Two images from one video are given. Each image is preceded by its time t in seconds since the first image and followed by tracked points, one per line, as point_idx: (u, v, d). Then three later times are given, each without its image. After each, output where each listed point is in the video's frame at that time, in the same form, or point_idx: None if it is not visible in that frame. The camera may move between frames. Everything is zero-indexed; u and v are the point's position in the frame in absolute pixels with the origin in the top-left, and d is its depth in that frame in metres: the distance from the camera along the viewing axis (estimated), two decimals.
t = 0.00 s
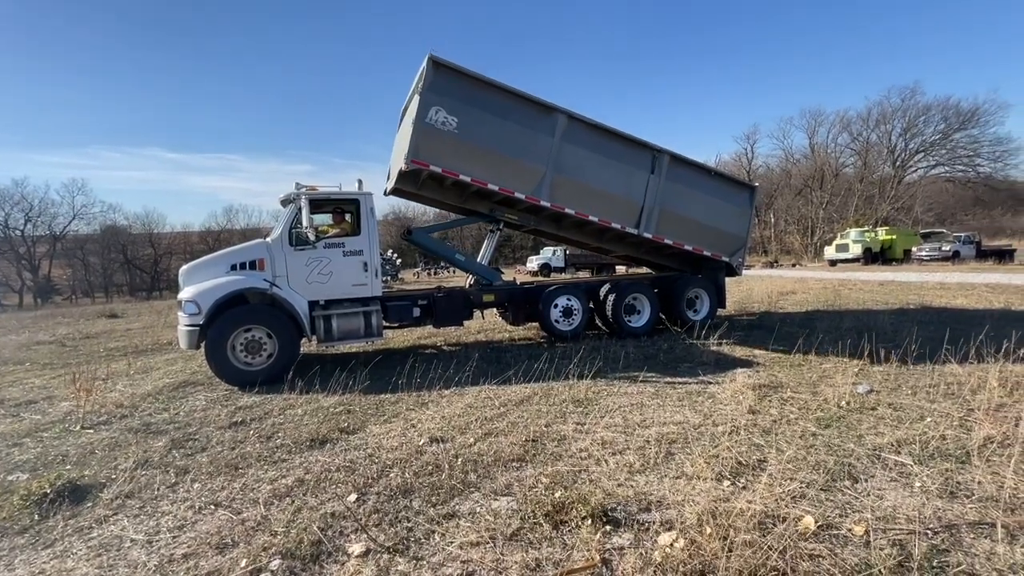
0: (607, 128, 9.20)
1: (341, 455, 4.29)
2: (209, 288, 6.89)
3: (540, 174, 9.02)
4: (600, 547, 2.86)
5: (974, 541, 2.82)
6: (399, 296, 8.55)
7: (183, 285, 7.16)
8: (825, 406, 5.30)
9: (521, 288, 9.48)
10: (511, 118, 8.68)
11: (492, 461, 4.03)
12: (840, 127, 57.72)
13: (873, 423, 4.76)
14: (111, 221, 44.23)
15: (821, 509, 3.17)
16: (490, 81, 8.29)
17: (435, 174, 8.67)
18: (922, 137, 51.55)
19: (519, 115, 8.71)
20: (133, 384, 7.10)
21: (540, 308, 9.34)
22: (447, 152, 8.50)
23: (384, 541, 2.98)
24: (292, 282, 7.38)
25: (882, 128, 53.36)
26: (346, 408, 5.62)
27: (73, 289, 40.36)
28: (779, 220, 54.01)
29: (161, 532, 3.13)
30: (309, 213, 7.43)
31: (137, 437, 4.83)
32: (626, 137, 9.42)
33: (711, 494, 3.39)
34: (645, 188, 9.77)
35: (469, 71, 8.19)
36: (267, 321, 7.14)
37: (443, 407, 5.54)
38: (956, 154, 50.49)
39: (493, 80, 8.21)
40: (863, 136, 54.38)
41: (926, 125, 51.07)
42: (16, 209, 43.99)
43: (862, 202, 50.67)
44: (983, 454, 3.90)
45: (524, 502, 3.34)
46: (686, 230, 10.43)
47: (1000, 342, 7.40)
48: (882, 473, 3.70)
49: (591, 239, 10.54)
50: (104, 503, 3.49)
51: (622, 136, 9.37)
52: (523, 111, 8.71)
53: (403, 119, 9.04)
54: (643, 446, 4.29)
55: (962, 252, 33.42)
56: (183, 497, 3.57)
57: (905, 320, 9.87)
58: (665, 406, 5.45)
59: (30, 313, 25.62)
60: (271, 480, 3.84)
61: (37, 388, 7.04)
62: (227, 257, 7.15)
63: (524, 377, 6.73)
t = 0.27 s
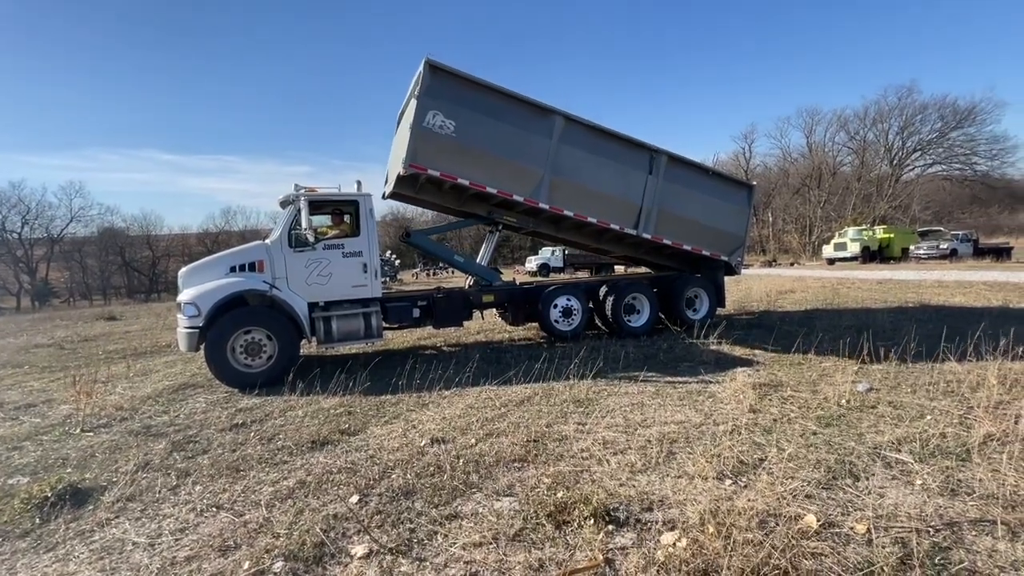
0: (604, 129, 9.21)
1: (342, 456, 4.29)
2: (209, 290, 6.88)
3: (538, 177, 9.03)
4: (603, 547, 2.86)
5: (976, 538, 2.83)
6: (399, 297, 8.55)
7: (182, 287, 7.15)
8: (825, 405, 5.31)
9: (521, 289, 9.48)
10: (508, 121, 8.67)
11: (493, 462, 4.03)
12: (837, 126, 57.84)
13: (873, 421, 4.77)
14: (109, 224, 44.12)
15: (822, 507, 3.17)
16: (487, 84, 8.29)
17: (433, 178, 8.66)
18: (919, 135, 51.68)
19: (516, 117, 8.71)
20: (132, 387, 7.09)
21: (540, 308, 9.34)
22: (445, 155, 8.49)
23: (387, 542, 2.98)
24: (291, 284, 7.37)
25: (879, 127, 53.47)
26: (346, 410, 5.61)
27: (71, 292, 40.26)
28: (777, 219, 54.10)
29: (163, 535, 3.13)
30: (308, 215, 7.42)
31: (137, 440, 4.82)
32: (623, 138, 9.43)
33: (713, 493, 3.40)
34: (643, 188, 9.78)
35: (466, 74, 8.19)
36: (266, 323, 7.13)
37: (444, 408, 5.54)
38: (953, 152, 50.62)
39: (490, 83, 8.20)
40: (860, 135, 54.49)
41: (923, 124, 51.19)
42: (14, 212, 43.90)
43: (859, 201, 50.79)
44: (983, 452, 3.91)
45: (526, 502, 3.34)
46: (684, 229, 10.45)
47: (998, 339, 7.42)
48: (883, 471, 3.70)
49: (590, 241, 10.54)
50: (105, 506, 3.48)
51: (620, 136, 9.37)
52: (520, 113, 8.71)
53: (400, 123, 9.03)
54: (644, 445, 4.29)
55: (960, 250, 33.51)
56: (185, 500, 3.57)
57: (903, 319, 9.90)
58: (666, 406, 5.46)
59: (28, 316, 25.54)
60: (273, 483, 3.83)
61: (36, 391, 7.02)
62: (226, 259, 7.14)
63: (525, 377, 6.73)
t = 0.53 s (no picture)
0: (603, 129, 9.20)
1: (345, 457, 4.28)
2: (209, 291, 6.87)
3: (538, 178, 9.02)
4: (609, 547, 2.85)
5: (983, 535, 2.82)
6: (400, 298, 8.54)
7: (183, 289, 7.14)
8: (828, 403, 5.30)
9: (522, 288, 9.47)
10: (507, 122, 8.67)
11: (498, 461, 4.02)
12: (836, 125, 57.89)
13: (877, 419, 4.76)
14: (108, 226, 44.08)
15: (828, 505, 3.17)
16: (486, 86, 8.28)
17: (433, 181, 8.66)
18: (917, 134, 51.72)
19: (515, 119, 8.70)
20: (134, 389, 7.07)
21: (541, 308, 9.34)
22: (445, 158, 8.49)
23: (392, 542, 2.97)
24: (292, 284, 7.36)
25: (878, 125, 53.51)
26: (349, 411, 5.60)
27: (71, 294, 40.23)
28: (776, 218, 54.14)
29: (167, 537, 3.12)
30: (308, 215, 7.41)
31: (139, 442, 4.81)
32: (623, 138, 9.42)
33: (718, 492, 3.39)
34: (643, 189, 9.77)
35: (464, 77, 8.18)
36: (267, 324, 7.12)
37: (446, 408, 5.54)
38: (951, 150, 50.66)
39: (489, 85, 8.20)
40: (859, 134, 54.53)
41: (921, 122, 51.24)
42: (12, 214, 43.91)
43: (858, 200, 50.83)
44: (988, 449, 3.91)
45: (531, 502, 3.33)
46: (685, 229, 10.45)
47: (999, 337, 7.42)
48: (888, 468, 3.69)
49: (590, 241, 10.53)
50: (108, 507, 3.47)
51: (619, 136, 9.37)
52: (519, 115, 8.71)
53: (399, 126, 9.02)
54: (648, 445, 4.28)
55: (959, 248, 33.53)
56: (188, 501, 3.56)
57: (904, 316, 9.90)
58: (669, 405, 5.45)
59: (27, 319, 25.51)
60: (276, 484, 3.82)
61: (36, 393, 7.01)
62: (227, 261, 7.13)
63: (527, 377, 6.73)
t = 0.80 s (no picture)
0: (602, 131, 9.20)
1: (348, 458, 4.27)
2: (210, 293, 6.85)
3: (537, 180, 9.02)
4: (614, 547, 2.84)
5: (988, 533, 2.81)
6: (401, 299, 8.53)
7: (183, 291, 7.13)
8: (830, 402, 5.29)
9: (522, 289, 9.46)
10: (506, 125, 8.66)
11: (501, 462, 4.01)
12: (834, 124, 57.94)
13: (879, 418, 4.75)
14: (106, 228, 44.05)
15: (833, 504, 3.15)
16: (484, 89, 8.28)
17: (433, 185, 8.65)
18: (916, 133, 51.77)
19: (514, 121, 8.69)
20: (134, 391, 7.06)
21: (542, 308, 9.33)
22: (444, 162, 8.48)
23: (395, 544, 2.95)
24: (292, 286, 7.35)
25: (876, 124, 53.56)
26: (350, 412, 5.59)
27: (70, 297, 40.20)
28: (775, 217, 54.18)
29: (169, 540, 3.10)
30: (308, 216, 7.40)
31: (140, 444, 4.79)
32: (621, 139, 9.42)
33: (721, 492, 3.37)
34: (643, 189, 9.77)
35: (462, 80, 8.17)
36: (268, 326, 7.10)
37: (448, 409, 5.52)
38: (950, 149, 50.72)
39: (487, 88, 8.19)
40: (857, 133, 54.58)
41: (920, 121, 51.29)
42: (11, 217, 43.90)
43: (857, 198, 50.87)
44: (992, 447, 3.90)
45: (534, 503, 3.32)
46: (685, 229, 10.45)
47: (1001, 335, 7.42)
48: (892, 467, 3.68)
49: (591, 243, 10.52)
50: (110, 511, 3.45)
51: (618, 137, 9.36)
52: (517, 118, 8.70)
53: (398, 130, 9.01)
54: (651, 444, 4.27)
55: (959, 247, 33.55)
56: (190, 504, 3.54)
57: (905, 315, 9.91)
58: (671, 405, 5.44)
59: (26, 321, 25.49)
60: (279, 486, 3.81)
61: (37, 396, 6.99)
62: (227, 262, 7.12)
63: (528, 378, 6.71)
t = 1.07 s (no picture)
0: (601, 132, 9.18)
1: (348, 462, 4.25)
2: (209, 296, 6.82)
3: (536, 183, 9.01)
4: (617, 551, 2.82)
5: (994, 535, 2.79)
6: (400, 301, 8.51)
7: (182, 294, 7.10)
8: (831, 402, 5.28)
9: (522, 290, 9.44)
10: (504, 128, 8.64)
11: (502, 465, 3.99)
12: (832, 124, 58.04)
13: (881, 418, 4.74)
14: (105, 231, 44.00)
15: (837, 506, 3.13)
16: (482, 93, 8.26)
17: (432, 190, 8.63)
18: (914, 132, 51.86)
19: (511, 124, 8.68)
20: (133, 394, 7.03)
21: (542, 309, 9.32)
22: (442, 166, 8.47)
23: (397, 549, 2.93)
24: (292, 288, 7.33)
25: (874, 124, 53.65)
26: (350, 415, 5.56)
27: (68, 300, 40.11)
28: (773, 217, 54.23)
29: (169, 545, 3.08)
30: (308, 218, 7.38)
31: (139, 449, 4.77)
32: (620, 141, 9.41)
33: (724, 494, 3.35)
34: (641, 191, 9.77)
35: (459, 84, 8.15)
36: (267, 328, 7.08)
37: (448, 411, 5.50)
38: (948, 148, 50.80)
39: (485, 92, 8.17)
40: (855, 132, 54.66)
41: (917, 120, 51.38)
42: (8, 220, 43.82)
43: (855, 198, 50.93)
44: (995, 447, 3.89)
45: (537, 506, 3.30)
46: (684, 229, 10.44)
47: (1001, 334, 7.41)
48: (896, 468, 3.66)
49: (590, 245, 10.51)
50: (109, 516, 3.43)
51: (616, 139, 9.35)
52: (515, 120, 8.69)
53: (395, 135, 8.99)
54: (653, 446, 4.26)
55: (957, 246, 33.59)
56: (190, 509, 3.52)
57: (904, 315, 9.91)
58: (673, 406, 5.42)
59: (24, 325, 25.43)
60: (279, 490, 3.79)
61: (35, 400, 6.95)
62: (226, 265, 7.10)
63: (529, 379, 6.69)
